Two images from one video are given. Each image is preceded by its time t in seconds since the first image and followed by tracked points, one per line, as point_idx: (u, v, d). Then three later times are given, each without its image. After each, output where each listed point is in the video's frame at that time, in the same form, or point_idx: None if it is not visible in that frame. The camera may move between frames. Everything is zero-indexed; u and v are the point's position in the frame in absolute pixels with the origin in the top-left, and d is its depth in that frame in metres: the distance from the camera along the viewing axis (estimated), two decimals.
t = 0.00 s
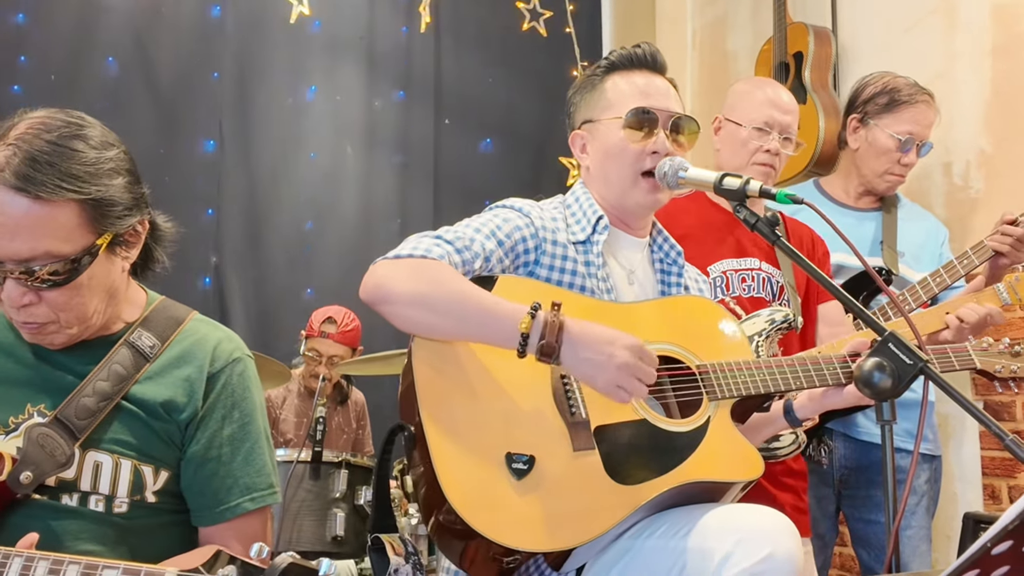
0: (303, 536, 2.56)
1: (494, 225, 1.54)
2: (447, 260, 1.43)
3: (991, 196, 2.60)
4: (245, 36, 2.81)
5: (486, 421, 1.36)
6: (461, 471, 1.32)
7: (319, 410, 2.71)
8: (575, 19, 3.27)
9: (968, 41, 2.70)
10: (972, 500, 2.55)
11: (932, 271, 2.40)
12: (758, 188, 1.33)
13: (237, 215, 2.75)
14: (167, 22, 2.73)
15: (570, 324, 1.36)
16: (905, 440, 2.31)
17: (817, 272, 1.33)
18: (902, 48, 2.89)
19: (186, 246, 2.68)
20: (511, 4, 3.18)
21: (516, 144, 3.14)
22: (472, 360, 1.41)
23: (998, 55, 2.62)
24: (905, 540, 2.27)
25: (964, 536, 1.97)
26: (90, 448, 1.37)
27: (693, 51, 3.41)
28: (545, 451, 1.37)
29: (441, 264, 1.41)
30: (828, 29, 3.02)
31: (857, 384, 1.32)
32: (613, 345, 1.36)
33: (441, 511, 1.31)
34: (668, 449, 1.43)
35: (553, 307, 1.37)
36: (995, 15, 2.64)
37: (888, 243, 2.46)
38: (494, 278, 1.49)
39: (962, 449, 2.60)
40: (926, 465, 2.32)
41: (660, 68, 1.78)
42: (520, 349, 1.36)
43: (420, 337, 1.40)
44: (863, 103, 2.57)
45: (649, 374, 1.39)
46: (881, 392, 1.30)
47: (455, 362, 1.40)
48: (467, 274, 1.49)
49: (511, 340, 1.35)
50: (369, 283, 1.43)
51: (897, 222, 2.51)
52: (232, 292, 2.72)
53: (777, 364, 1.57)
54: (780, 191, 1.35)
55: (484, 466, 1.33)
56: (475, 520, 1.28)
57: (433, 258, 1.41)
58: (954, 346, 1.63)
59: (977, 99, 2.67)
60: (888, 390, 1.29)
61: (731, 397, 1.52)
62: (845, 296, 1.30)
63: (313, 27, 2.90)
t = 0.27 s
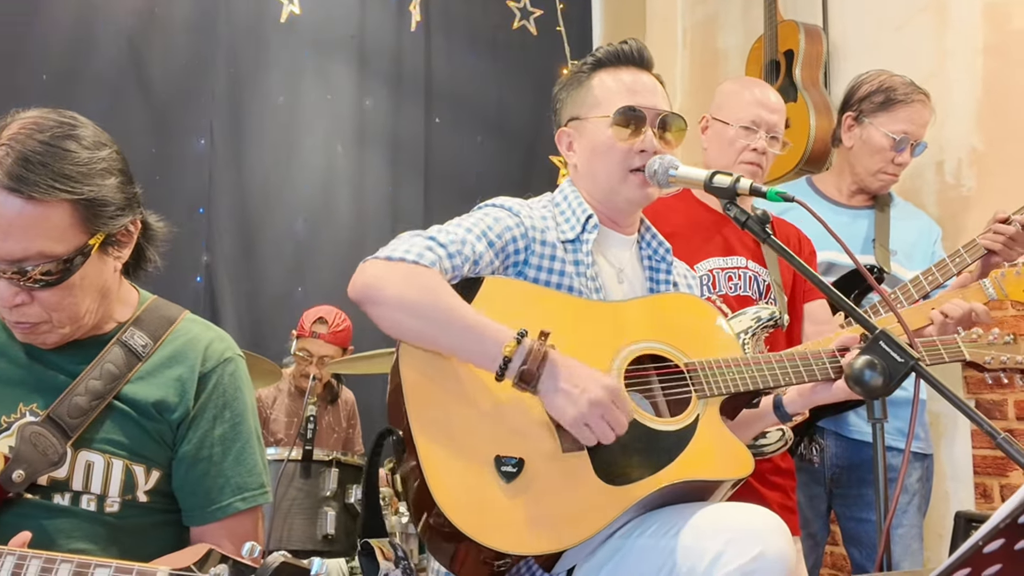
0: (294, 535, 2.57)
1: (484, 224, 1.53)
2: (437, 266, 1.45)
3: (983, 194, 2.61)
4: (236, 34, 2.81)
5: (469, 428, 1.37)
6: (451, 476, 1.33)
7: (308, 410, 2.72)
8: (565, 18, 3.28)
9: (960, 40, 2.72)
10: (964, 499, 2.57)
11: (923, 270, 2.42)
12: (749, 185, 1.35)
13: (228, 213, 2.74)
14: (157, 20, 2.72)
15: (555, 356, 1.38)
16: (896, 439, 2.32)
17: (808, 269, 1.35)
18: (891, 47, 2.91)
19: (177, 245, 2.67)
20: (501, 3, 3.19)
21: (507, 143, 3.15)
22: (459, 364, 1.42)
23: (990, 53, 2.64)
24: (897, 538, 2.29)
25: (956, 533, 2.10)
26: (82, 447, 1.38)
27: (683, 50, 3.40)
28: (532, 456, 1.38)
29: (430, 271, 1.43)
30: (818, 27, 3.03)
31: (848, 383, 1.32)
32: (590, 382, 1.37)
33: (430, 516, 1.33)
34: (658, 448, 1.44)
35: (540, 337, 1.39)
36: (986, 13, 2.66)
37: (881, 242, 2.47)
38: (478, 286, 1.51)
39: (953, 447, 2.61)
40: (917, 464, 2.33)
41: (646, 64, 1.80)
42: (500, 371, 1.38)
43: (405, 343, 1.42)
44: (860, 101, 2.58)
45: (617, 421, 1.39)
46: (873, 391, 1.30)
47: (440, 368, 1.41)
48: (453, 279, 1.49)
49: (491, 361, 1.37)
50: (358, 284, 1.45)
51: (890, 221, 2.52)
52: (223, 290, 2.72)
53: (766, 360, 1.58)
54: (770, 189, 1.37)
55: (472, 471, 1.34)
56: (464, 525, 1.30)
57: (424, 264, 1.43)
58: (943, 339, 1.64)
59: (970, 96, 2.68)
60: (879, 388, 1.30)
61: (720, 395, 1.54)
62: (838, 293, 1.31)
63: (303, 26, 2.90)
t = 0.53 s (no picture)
0: (284, 534, 2.59)
1: (464, 227, 1.56)
2: (413, 264, 1.45)
3: (973, 193, 2.63)
4: (227, 34, 2.81)
5: (456, 433, 1.38)
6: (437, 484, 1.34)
7: (299, 409, 2.74)
8: (555, 18, 3.30)
9: (950, 39, 2.73)
10: (955, 499, 2.58)
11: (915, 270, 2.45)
12: (738, 186, 1.36)
13: (219, 214, 2.75)
14: (149, 21, 2.73)
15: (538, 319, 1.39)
16: (887, 438, 2.34)
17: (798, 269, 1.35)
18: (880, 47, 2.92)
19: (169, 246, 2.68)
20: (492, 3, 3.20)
21: (498, 143, 3.16)
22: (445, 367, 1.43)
23: (981, 52, 2.66)
24: (888, 538, 2.30)
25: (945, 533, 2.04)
26: (74, 448, 1.38)
27: (673, 49, 3.40)
28: (518, 461, 1.39)
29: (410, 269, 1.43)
30: (808, 27, 3.04)
31: (838, 383, 1.34)
32: (581, 340, 1.38)
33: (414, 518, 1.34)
34: (647, 448, 1.46)
35: (520, 304, 1.39)
36: (977, 10, 2.67)
37: (873, 241, 2.49)
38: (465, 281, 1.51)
39: (944, 447, 2.62)
40: (908, 464, 2.35)
41: (633, 63, 1.80)
42: (491, 350, 1.38)
43: (392, 343, 1.41)
44: (854, 101, 2.58)
45: (623, 364, 1.41)
46: (862, 391, 1.32)
47: (428, 370, 1.42)
48: (437, 276, 1.51)
49: (480, 342, 1.38)
50: (338, 295, 1.44)
51: (881, 220, 2.54)
52: (215, 292, 2.72)
53: (755, 358, 1.60)
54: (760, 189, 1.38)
55: (458, 478, 1.35)
56: (449, 528, 1.31)
57: (399, 262, 1.44)
58: (938, 335, 1.66)
59: (961, 95, 2.70)
60: (869, 389, 1.31)
61: (708, 395, 1.56)
62: (827, 292, 1.33)
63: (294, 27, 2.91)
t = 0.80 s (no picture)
0: (283, 533, 2.59)
1: (466, 229, 1.56)
2: (416, 273, 1.46)
3: (971, 194, 2.63)
4: (226, 35, 2.82)
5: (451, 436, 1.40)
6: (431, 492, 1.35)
7: (297, 409, 2.76)
8: (552, 18, 3.31)
9: (947, 39, 2.74)
10: (952, 498, 2.58)
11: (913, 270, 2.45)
12: (735, 185, 1.37)
13: (218, 214, 2.76)
14: (147, 21, 2.73)
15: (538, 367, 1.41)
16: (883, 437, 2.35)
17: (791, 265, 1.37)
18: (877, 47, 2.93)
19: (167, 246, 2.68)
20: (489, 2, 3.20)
21: (496, 143, 3.17)
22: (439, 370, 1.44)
23: (978, 52, 2.67)
24: (884, 538, 2.30)
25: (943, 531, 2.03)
26: (74, 448, 1.39)
27: (670, 49, 3.41)
28: (514, 464, 1.40)
29: (410, 280, 1.44)
30: (805, 26, 3.05)
31: (835, 383, 1.35)
32: (572, 393, 1.39)
33: (413, 523, 1.35)
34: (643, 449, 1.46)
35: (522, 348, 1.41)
36: (974, 10, 2.68)
37: (870, 241, 2.50)
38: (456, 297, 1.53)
39: (941, 447, 2.63)
40: (905, 463, 2.36)
41: (630, 62, 1.80)
42: (482, 384, 1.40)
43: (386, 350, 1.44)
44: (857, 101, 2.58)
45: (603, 432, 1.41)
46: (859, 390, 1.32)
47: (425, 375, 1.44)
48: (436, 284, 1.52)
49: (474, 374, 1.40)
50: (339, 293, 1.47)
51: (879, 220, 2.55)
52: (214, 292, 2.73)
53: (752, 359, 1.60)
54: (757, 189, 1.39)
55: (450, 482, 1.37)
56: (444, 534, 1.33)
57: (404, 273, 1.44)
58: (937, 332, 1.61)
59: (957, 95, 2.70)
60: (865, 388, 1.32)
61: (705, 396, 1.56)
62: (821, 291, 1.34)
63: (293, 27, 2.91)
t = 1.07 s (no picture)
0: (289, 530, 2.58)
1: (459, 232, 1.58)
2: (408, 276, 1.47)
3: (973, 193, 2.64)
4: (232, 36, 2.83)
5: (447, 433, 1.41)
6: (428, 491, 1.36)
7: (303, 406, 2.73)
8: (556, 19, 3.32)
9: (950, 39, 2.75)
10: (956, 496, 2.58)
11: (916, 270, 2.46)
12: (738, 185, 1.37)
13: (224, 215, 2.77)
14: (154, 23, 2.74)
15: (531, 345, 1.40)
16: (886, 436, 2.35)
17: (798, 269, 1.36)
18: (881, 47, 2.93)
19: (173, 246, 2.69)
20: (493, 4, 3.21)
21: (501, 144, 3.18)
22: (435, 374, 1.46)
23: (981, 51, 2.67)
24: (887, 536, 2.31)
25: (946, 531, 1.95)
26: (82, 446, 1.41)
27: (673, 50, 3.42)
28: (513, 470, 1.41)
29: (400, 279, 1.45)
30: (808, 26, 3.05)
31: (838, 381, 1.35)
32: (570, 367, 1.38)
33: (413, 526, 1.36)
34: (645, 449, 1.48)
35: (514, 328, 1.41)
36: (977, 9, 2.68)
37: (874, 241, 2.50)
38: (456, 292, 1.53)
39: (943, 445, 2.64)
40: (908, 461, 2.36)
41: (633, 63, 1.81)
42: (479, 370, 1.39)
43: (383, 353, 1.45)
44: (860, 102, 2.59)
45: (610, 399, 1.40)
46: (862, 388, 1.33)
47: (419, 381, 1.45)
48: (430, 286, 1.53)
49: (471, 361, 1.40)
50: (333, 301, 1.47)
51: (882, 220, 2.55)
52: (220, 292, 2.74)
53: (752, 355, 1.61)
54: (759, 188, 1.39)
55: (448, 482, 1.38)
56: (441, 535, 1.34)
57: (394, 275, 1.45)
58: (942, 322, 1.65)
59: (960, 94, 2.71)
60: (868, 386, 1.33)
61: (703, 393, 1.57)
62: (826, 290, 1.34)
63: (298, 29, 2.92)
